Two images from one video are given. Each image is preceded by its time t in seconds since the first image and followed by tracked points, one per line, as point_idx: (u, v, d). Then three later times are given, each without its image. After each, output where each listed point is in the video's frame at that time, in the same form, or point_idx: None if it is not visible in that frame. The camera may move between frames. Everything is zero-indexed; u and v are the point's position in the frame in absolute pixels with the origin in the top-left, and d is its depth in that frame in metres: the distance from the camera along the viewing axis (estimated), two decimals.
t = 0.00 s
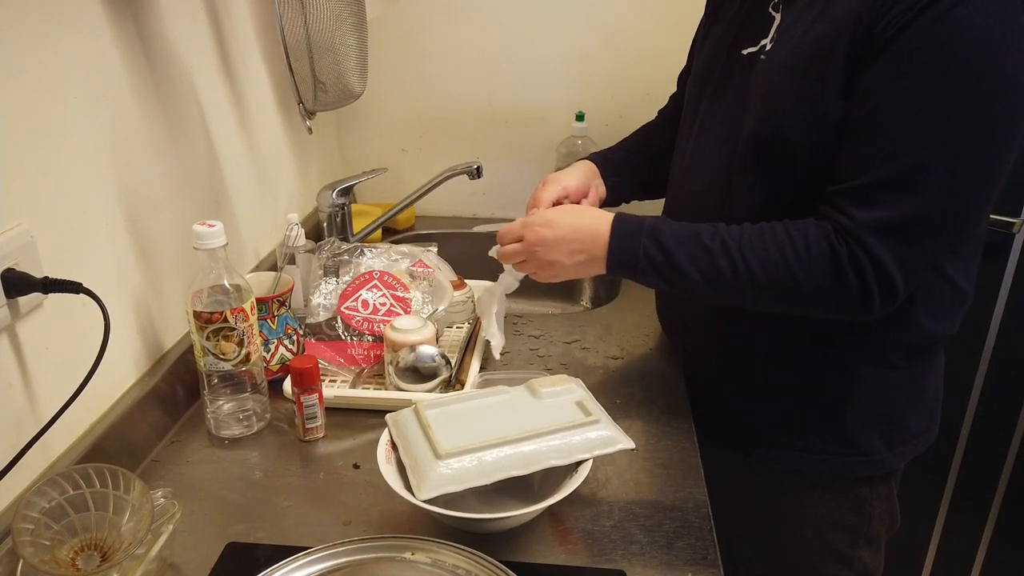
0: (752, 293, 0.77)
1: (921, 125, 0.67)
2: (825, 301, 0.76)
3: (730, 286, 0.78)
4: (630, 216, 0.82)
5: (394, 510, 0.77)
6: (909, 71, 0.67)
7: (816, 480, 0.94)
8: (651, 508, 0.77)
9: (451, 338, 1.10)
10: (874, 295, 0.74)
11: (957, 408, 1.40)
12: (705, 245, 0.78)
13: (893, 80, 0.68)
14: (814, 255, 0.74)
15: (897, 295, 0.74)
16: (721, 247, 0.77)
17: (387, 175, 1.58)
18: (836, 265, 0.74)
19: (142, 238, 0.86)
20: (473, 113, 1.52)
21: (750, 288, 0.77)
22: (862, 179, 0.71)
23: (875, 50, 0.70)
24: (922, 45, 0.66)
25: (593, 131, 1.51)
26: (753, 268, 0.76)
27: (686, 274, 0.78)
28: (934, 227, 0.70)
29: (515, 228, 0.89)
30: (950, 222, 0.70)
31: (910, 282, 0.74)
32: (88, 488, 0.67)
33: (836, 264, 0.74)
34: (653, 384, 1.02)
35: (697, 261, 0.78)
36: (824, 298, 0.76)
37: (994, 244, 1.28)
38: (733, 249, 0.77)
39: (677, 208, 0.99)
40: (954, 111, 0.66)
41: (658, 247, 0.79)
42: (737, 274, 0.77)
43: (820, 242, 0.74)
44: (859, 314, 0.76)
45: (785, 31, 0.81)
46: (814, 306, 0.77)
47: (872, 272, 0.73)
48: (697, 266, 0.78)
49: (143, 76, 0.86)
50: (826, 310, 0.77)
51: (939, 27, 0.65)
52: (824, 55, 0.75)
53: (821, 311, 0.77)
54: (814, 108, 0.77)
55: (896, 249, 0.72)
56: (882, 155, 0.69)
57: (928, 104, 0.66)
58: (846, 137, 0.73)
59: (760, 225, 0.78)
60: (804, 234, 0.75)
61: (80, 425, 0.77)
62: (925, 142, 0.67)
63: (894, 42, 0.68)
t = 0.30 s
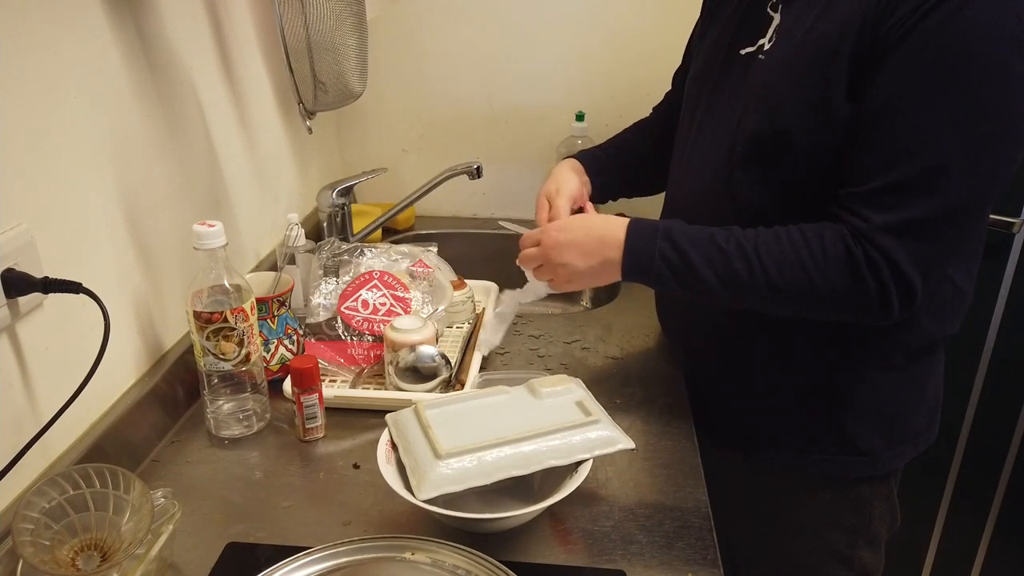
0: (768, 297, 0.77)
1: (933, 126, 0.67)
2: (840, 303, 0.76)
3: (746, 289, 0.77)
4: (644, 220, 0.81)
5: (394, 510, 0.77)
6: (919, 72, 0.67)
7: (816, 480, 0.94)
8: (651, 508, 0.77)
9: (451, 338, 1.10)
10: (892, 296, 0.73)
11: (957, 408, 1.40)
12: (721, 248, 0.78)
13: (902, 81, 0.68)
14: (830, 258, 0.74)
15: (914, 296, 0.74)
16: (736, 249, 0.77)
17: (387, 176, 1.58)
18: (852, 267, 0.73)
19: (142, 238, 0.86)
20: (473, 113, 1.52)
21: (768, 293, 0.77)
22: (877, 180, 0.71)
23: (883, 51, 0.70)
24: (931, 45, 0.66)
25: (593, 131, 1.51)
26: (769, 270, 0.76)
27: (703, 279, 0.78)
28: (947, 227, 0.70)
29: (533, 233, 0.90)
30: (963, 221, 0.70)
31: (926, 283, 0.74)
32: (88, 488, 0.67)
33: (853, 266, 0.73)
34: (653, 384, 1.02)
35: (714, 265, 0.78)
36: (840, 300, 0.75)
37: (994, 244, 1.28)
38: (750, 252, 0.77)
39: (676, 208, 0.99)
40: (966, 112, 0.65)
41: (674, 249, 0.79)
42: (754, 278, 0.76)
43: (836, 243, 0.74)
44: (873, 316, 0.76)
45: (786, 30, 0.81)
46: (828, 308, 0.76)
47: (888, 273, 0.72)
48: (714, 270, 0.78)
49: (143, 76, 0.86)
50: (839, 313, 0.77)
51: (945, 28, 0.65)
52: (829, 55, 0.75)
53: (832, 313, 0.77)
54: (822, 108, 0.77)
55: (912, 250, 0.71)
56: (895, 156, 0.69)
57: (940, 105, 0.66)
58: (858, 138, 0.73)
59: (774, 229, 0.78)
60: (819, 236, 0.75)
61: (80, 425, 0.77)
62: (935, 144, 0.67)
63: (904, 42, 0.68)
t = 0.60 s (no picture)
0: (770, 304, 0.77)
1: (935, 125, 0.66)
2: (843, 306, 0.76)
3: (748, 296, 0.77)
4: (647, 233, 0.82)
5: (394, 510, 0.77)
6: (918, 72, 0.66)
7: (816, 480, 0.94)
8: (651, 508, 0.77)
9: (451, 339, 1.10)
10: (899, 298, 0.73)
11: (957, 407, 1.40)
12: (722, 259, 0.78)
13: (901, 81, 0.68)
14: (834, 263, 0.74)
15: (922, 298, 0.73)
16: (738, 260, 0.77)
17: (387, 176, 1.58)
18: (857, 270, 0.73)
19: (142, 238, 0.86)
20: (473, 113, 1.52)
21: (770, 300, 0.77)
22: (880, 181, 0.71)
23: (883, 52, 0.70)
24: (931, 45, 0.66)
25: (593, 131, 1.51)
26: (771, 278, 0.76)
27: (706, 287, 0.78)
28: (955, 225, 0.69)
29: (538, 265, 0.90)
30: (971, 219, 0.69)
31: (936, 284, 0.73)
32: (88, 488, 0.67)
33: (858, 270, 0.73)
34: (653, 384, 1.01)
35: (716, 274, 0.78)
36: (844, 303, 0.75)
37: (994, 244, 1.28)
38: (752, 261, 0.77)
39: (676, 208, 0.99)
40: (968, 111, 0.65)
41: (676, 262, 0.79)
42: (758, 286, 0.77)
43: (838, 248, 0.74)
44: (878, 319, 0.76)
45: (785, 30, 0.81)
46: (831, 312, 0.76)
47: (893, 276, 0.72)
48: (718, 280, 0.78)
49: (143, 76, 0.86)
50: (842, 315, 0.76)
51: (946, 26, 0.65)
52: (828, 55, 0.75)
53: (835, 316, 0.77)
54: (823, 108, 0.77)
55: (918, 252, 0.71)
56: (897, 156, 0.69)
57: (941, 104, 0.65)
58: (860, 138, 0.73)
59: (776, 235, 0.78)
60: (821, 241, 0.75)
61: (80, 425, 0.77)
62: (935, 144, 0.66)
63: (904, 42, 0.68)
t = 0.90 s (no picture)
0: (777, 296, 0.77)
1: (936, 123, 0.66)
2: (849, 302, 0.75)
3: (755, 287, 0.77)
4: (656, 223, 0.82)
5: (394, 509, 0.77)
6: (918, 70, 0.67)
7: (816, 479, 0.94)
8: (651, 508, 0.78)
9: (451, 339, 1.10)
10: (905, 296, 0.72)
11: (957, 408, 1.40)
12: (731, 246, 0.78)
13: (902, 79, 0.68)
14: (841, 257, 0.73)
15: (928, 295, 0.73)
16: (747, 249, 0.77)
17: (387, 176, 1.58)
18: (863, 266, 0.73)
19: (142, 238, 0.86)
20: (473, 113, 1.52)
21: (777, 292, 0.76)
22: (884, 179, 0.71)
23: (883, 50, 0.70)
24: (930, 43, 0.66)
25: (593, 131, 1.51)
26: (779, 269, 0.76)
27: (714, 276, 0.78)
28: (959, 224, 0.68)
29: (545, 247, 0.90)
30: (975, 219, 0.68)
31: (940, 282, 0.72)
32: (88, 488, 0.67)
33: (863, 266, 0.73)
34: (654, 384, 1.01)
35: (724, 262, 0.78)
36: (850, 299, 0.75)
37: (994, 245, 1.28)
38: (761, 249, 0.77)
39: (676, 208, 0.99)
40: (969, 109, 0.65)
41: (686, 246, 0.79)
42: (765, 277, 0.76)
43: (845, 242, 0.73)
44: (883, 316, 0.75)
45: (785, 29, 0.81)
46: (838, 306, 0.76)
47: (900, 271, 0.71)
48: (727, 269, 0.78)
49: (143, 76, 0.86)
50: (847, 311, 0.76)
51: (945, 24, 0.65)
52: (828, 54, 0.75)
53: (839, 314, 0.77)
54: (824, 107, 0.77)
55: (924, 249, 0.70)
56: (899, 154, 0.69)
57: (942, 103, 0.65)
58: (862, 136, 0.73)
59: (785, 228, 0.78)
60: (828, 234, 0.74)
61: (80, 425, 0.77)
62: (937, 142, 0.66)
63: (904, 41, 0.68)
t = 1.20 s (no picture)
0: (781, 278, 0.77)
1: (937, 124, 0.66)
2: (850, 293, 0.75)
3: (763, 266, 0.77)
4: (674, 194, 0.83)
5: (394, 509, 0.77)
6: (917, 70, 0.66)
7: (816, 479, 0.94)
8: (651, 508, 0.77)
9: (451, 339, 1.10)
10: (903, 294, 0.72)
11: (957, 407, 1.40)
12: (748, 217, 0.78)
13: (902, 79, 0.68)
14: (842, 245, 0.73)
15: (926, 295, 0.72)
16: (758, 219, 0.78)
17: (387, 176, 1.58)
18: (864, 258, 0.73)
19: (142, 238, 0.86)
20: (474, 113, 1.52)
21: (782, 274, 0.77)
22: (883, 177, 0.71)
23: (885, 51, 0.70)
24: (929, 43, 0.66)
25: (593, 131, 1.52)
26: (783, 243, 0.76)
27: (726, 250, 0.78)
28: (958, 223, 0.68)
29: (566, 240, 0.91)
30: (978, 219, 0.68)
31: (939, 281, 0.72)
32: (88, 488, 0.67)
33: (863, 260, 0.73)
34: (654, 384, 1.01)
35: (738, 238, 0.77)
36: (850, 290, 0.75)
37: (994, 245, 1.28)
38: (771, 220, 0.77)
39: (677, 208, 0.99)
40: (970, 110, 0.64)
41: (702, 210, 0.79)
42: (772, 256, 0.76)
43: (849, 226, 0.73)
44: (881, 310, 0.75)
45: (786, 29, 0.81)
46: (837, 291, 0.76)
47: (897, 264, 0.71)
48: (739, 244, 0.77)
49: (143, 75, 0.86)
50: (847, 300, 0.76)
51: (944, 24, 0.65)
52: (829, 54, 0.75)
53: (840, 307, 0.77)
54: (825, 107, 0.77)
55: (921, 246, 0.70)
56: (900, 153, 0.69)
57: (942, 103, 0.65)
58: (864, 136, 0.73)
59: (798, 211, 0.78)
60: (836, 220, 0.74)
61: (80, 425, 0.77)
62: (937, 142, 0.66)
63: (907, 41, 0.67)
